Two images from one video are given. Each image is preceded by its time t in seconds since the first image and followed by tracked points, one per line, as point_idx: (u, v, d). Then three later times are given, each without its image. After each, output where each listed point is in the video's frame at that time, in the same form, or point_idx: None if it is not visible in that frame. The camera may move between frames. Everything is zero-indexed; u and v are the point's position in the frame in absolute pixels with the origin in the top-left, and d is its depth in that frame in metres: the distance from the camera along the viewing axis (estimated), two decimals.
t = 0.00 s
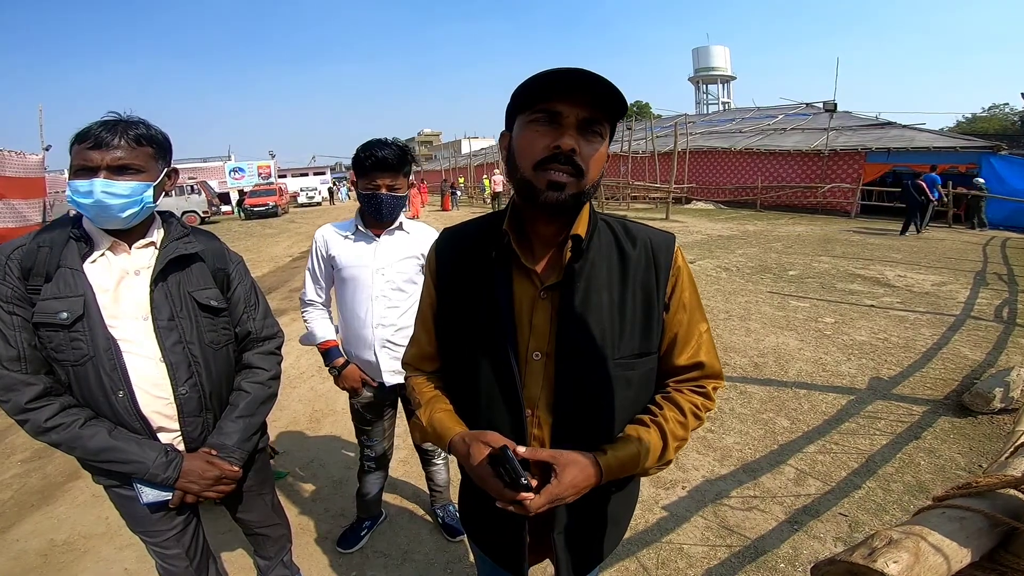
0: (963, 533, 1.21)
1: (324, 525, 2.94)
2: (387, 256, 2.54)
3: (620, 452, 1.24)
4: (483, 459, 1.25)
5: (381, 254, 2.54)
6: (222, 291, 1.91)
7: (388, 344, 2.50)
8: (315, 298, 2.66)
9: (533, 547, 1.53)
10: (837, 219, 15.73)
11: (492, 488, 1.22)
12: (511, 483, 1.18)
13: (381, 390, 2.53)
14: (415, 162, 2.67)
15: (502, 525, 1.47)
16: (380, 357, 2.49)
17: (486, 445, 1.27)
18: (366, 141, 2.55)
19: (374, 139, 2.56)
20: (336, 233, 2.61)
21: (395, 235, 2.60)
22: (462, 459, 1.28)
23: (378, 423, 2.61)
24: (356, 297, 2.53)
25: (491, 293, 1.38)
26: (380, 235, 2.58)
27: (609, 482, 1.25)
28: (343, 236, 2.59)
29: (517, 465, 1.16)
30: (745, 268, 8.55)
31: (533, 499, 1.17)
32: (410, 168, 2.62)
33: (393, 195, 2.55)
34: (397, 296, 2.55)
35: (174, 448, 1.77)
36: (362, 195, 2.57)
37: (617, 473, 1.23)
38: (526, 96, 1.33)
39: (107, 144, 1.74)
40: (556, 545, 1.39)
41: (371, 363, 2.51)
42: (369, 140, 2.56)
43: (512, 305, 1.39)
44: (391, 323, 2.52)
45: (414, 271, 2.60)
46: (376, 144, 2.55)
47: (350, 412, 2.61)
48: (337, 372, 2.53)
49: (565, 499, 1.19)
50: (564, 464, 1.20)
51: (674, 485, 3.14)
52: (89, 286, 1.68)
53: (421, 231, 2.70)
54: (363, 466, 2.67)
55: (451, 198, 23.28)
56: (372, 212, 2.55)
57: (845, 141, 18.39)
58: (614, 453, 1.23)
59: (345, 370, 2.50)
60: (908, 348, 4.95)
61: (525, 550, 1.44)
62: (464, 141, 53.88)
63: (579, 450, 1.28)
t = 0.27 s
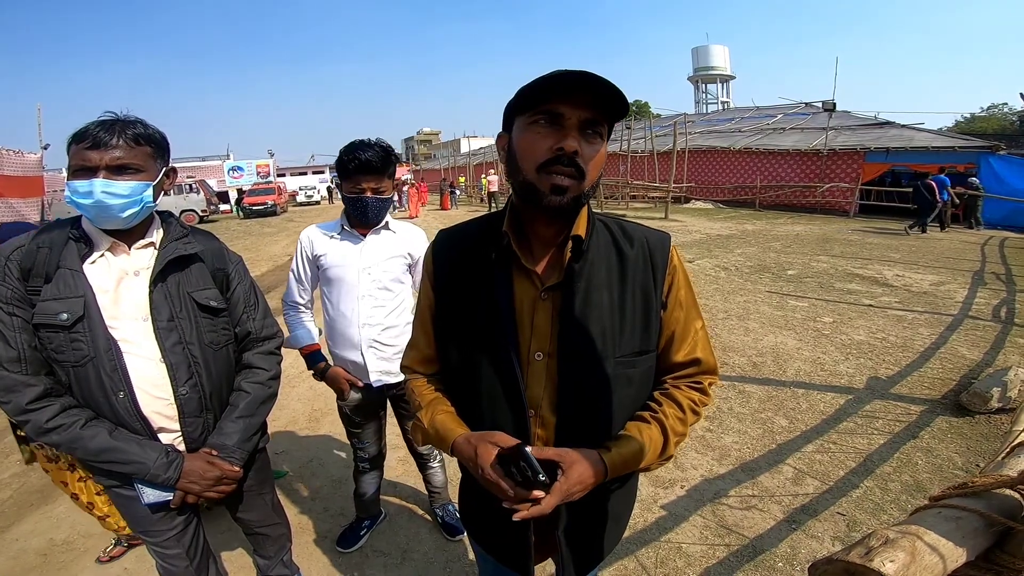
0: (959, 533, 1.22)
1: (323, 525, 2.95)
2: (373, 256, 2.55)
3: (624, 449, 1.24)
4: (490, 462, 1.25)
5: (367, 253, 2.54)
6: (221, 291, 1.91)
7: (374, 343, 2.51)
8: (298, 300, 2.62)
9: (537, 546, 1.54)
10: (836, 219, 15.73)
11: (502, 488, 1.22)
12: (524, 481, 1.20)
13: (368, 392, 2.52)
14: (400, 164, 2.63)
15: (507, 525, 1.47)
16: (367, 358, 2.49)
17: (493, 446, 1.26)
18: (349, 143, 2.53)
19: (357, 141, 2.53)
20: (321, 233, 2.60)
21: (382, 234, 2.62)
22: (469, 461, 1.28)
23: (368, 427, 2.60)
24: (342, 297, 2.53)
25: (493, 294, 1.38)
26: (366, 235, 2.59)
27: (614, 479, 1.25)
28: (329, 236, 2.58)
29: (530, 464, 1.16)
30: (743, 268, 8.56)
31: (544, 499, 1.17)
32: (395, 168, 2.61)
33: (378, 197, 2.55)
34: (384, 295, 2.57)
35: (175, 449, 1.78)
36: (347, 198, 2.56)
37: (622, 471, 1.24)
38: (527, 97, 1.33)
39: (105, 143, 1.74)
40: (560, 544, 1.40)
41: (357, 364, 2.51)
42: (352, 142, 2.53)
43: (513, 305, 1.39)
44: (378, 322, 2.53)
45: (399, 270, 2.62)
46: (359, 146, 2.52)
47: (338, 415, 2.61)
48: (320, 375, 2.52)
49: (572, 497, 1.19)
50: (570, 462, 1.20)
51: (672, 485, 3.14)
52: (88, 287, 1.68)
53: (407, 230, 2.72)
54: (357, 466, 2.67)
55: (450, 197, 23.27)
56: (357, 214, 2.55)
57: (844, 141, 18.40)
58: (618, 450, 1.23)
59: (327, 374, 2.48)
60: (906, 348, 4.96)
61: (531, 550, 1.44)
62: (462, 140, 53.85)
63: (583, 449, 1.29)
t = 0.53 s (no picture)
0: (963, 532, 1.21)
1: (320, 524, 2.94)
2: (357, 253, 2.53)
3: (624, 446, 1.24)
4: (489, 460, 1.24)
5: (350, 251, 2.53)
6: (214, 289, 1.90)
7: (361, 342, 2.50)
8: (280, 302, 2.59)
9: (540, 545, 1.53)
10: (833, 217, 15.76)
11: (501, 489, 1.21)
12: (522, 482, 1.18)
13: (355, 391, 2.52)
14: (379, 161, 2.65)
15: (509, 525, 1.47)
16: (354, 356, 2.48)
17: (492, 446, 1.26)
18: (327, 143, 2.52)
19: (334, 141, 2.52)
20: (301, 232, 2.58)
21: (364, 231, 2.60)
22: (468, 461, 1.27)
23: (358, 427, 2.60)
24: (326, 296, 2.51)
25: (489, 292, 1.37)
26: (347, 232, 2.57)
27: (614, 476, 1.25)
28: (311, 235, 2.55)
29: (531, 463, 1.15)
30: (741, 266, 8.57)
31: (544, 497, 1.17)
32: (374, 167, 2.60)
33: (359, 196, 2.53)
34: (370, 292, 2.55)
35: (168, 448, 1.77)
36: (327, 198, 2.55)
37: (622, 467, 1.23)
38: (516, 93, 1.32)
39: (93, 140, 1.72)
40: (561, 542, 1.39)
41: (345, 364, 2.50)
42: (329, 142, 2.53)
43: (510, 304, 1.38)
44: (365, 321, 2.52)
45: (384, 266, 2.61)
46: (337, 144, 2.52)
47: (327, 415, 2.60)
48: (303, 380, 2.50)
49: (573, 494, 1.19)
50: (570, 459, 1.20)
51: (670, 483, 3.14)
52: (79, 284, 1.67)
53: (390, 227, 2.71)
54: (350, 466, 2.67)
55: (448, 195, 23.26)
56: (338, 214, 2.53)
57: (842, 140, 18.43)
58: (618, 447, 1.23)
59: (312, 379, 2.47)
60: (904, 346, 4.97)
61: (533, 548, 1.44)
62: (460, 139, 53.81)
63: (583, 446, 1.28)
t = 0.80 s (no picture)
0: (953, 532, 1.22)
1: (318, 523, 2.95)
2: (347, 254, 2.54)
3: (622, 446, 1.24)
4: (488, 460, 1.25)
5: (339, 252, 2.53)
6: (212, 289, 1.90)
7: (358, 342, 2.51)
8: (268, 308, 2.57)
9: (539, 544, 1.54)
10: (830, 218, 15.80)
11: (500, 488, 1.22)
12: (521, 481, 1.18)
13: (353, 391, 2.52)
14: (363, 162, 2.64)
15: (508, 525, 1.47)
16: (351, 357, 2.49)
17: (491, 446, 1.27)
18: (311, 144, 2.52)
19: (319, 142, 2.52)
20: (287, 235, 2.56)
21: (352, 232, 2.61)
22: (467, 461, 1.28)
23: (354, 428, 2.60)
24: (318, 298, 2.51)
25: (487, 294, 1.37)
26: (335, 233, 2.57)
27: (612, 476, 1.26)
28: (298, 238, 2.53)
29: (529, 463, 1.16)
30: (738, 266, 8.59)
31: (542, 496, 1.18)
32: (358, 167, 2.60)
33: (344, 197, 2.53)
34: (361, 292, 2.57)
35: (165, 448, 1.77)
36: (312, 199, 2.54)
37: (619, 467, 1.24)
38: (507, 97, 1.33)
39: (90, 140, 1.72)
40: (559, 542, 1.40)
41: (341, 365, 2.51)
42: (313, 143, 2.52)
43: (508, 305, 1.38)
44: (358, 321, 2.53)
45: (374, 266, 2.62)
46: (321, 146, 2.51)
47: (322, 418, 2.60)
48: (298, 384, 2.50)
49: (571, 495, 1.20)
50: (568, 459, 1.20)
51: (667, 483, 3.15)
52: (77, 285, 1.66)
53: (376, 226, 2.71)
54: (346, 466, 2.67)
55: (446, 194, 23.24)
56: (324, 215, 2.52)
57: (839, 140, 18.47)
58: (616, 447, 1.24)
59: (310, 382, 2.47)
60: (899, 347, 4.99)
61: (532, 547, 1.45)
62: (459, 138, 53.79)
63: (581, 447, 1.29)
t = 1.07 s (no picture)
0: (955, 532, 1.22)
1: (318, 525, 2.94)
2: (341, 257, 2.54)
3: (622, 448, 1.24)
4: (488, 460, 1.25)
5: (334, 255, 2.52)
6: (210, 291, 1.90)
7: (357, 343, 2.52)
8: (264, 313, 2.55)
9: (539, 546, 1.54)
10: (829, 218, 15.82)
11: (499, 489, 1.22)
12: (520, 482, 1.18)
13: (353, 393, 2.53)
14: (354, 163, 2.62)
15: (507, 526, 1.47)
16: (350, 359, 2.49)
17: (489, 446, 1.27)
18: (299, 145, 2.49)
19: (308, 143, 2.49)
20: (279, 240, 2.54)
21: (344, 233, 2.60)
22: (467, 462, 1.28)
23: (353, 429, 2.60)
24: (315, 301, 2.51)
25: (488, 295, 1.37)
26: (329, 236, 2.56)
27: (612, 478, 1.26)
28: (290, 241, 2.52)
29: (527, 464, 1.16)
30: (737, 267, 8.60)
31: (542, 497, 1.17)
32: (348, 168, 2.59)
33: (335, 198, 2.52)
34: (357, 293, 2.57)
35: (164, 450, 1.77)
36: (303, 201, 2.53)
37: (619, 470, 1.24)
38: (509, 98, 1.33)
39: (89, 143, 1.72)
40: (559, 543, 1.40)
41: (340, 367, 2.50)
42: (302, 144, 2.49)
43: (508, 307, 1.38)
44: (355, 323, 2.53)
45: (369, 266, 2.62)
46: (310, 147, 2.48)
47: (321, 420, 2.59)
48: (301, 391, 2.49)
49: (571, 497, 1.20)
50: (568, 460, 1.20)
51: (667, 484, 3.15)
52: (75, 287, 1.66)
53: (369, 227, 2.71)
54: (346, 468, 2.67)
55: (445, 195, 23.24)
56: (315, 217, 2.52)
57: (837, 141, 18.50)
58: (616, 450, 1.24)
59: (310, 386, 2.46)
60: (898, 347, 5.00)
61: (531, 549, 1.45)
62: (457, 139, 53.78)
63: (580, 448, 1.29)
